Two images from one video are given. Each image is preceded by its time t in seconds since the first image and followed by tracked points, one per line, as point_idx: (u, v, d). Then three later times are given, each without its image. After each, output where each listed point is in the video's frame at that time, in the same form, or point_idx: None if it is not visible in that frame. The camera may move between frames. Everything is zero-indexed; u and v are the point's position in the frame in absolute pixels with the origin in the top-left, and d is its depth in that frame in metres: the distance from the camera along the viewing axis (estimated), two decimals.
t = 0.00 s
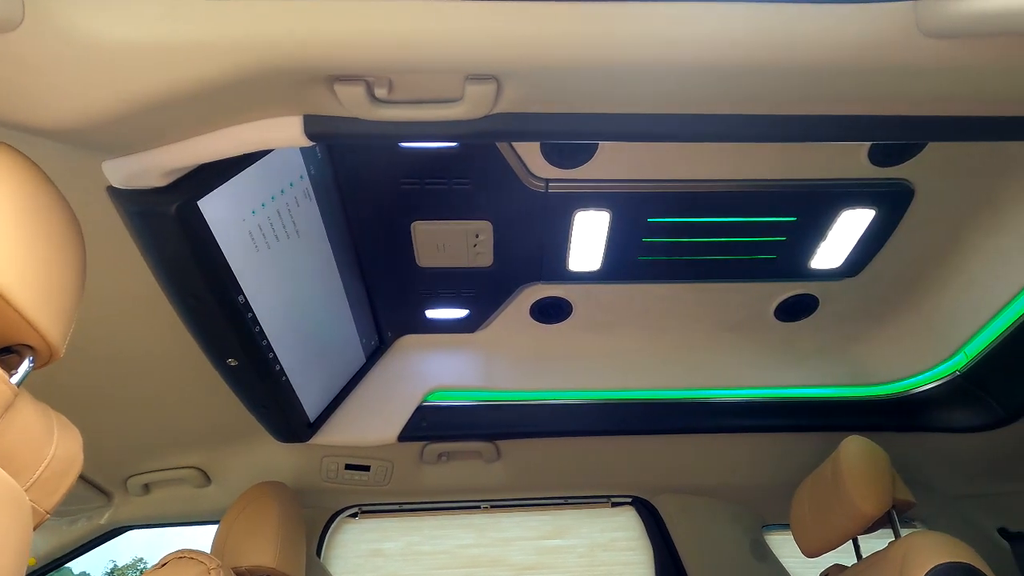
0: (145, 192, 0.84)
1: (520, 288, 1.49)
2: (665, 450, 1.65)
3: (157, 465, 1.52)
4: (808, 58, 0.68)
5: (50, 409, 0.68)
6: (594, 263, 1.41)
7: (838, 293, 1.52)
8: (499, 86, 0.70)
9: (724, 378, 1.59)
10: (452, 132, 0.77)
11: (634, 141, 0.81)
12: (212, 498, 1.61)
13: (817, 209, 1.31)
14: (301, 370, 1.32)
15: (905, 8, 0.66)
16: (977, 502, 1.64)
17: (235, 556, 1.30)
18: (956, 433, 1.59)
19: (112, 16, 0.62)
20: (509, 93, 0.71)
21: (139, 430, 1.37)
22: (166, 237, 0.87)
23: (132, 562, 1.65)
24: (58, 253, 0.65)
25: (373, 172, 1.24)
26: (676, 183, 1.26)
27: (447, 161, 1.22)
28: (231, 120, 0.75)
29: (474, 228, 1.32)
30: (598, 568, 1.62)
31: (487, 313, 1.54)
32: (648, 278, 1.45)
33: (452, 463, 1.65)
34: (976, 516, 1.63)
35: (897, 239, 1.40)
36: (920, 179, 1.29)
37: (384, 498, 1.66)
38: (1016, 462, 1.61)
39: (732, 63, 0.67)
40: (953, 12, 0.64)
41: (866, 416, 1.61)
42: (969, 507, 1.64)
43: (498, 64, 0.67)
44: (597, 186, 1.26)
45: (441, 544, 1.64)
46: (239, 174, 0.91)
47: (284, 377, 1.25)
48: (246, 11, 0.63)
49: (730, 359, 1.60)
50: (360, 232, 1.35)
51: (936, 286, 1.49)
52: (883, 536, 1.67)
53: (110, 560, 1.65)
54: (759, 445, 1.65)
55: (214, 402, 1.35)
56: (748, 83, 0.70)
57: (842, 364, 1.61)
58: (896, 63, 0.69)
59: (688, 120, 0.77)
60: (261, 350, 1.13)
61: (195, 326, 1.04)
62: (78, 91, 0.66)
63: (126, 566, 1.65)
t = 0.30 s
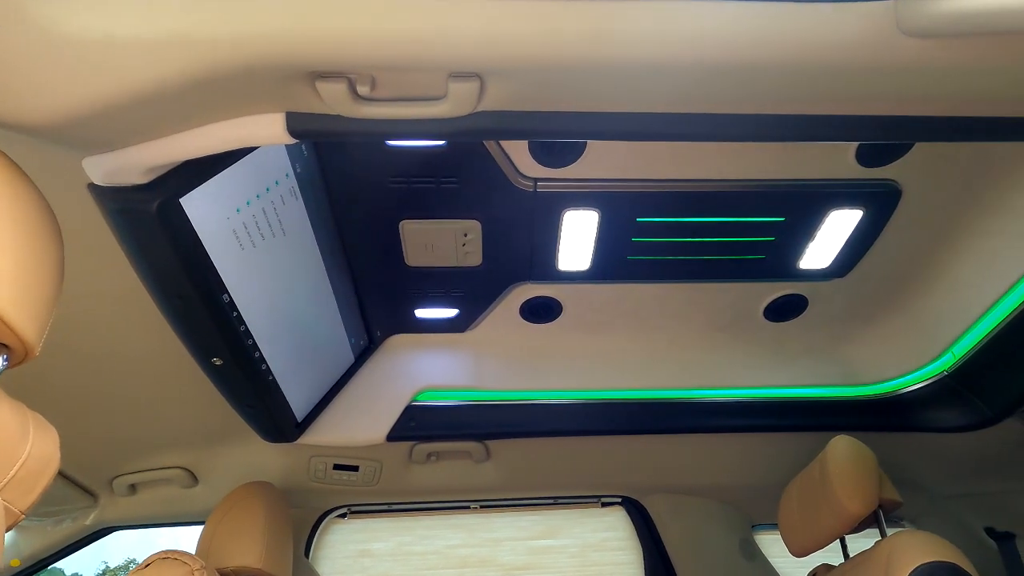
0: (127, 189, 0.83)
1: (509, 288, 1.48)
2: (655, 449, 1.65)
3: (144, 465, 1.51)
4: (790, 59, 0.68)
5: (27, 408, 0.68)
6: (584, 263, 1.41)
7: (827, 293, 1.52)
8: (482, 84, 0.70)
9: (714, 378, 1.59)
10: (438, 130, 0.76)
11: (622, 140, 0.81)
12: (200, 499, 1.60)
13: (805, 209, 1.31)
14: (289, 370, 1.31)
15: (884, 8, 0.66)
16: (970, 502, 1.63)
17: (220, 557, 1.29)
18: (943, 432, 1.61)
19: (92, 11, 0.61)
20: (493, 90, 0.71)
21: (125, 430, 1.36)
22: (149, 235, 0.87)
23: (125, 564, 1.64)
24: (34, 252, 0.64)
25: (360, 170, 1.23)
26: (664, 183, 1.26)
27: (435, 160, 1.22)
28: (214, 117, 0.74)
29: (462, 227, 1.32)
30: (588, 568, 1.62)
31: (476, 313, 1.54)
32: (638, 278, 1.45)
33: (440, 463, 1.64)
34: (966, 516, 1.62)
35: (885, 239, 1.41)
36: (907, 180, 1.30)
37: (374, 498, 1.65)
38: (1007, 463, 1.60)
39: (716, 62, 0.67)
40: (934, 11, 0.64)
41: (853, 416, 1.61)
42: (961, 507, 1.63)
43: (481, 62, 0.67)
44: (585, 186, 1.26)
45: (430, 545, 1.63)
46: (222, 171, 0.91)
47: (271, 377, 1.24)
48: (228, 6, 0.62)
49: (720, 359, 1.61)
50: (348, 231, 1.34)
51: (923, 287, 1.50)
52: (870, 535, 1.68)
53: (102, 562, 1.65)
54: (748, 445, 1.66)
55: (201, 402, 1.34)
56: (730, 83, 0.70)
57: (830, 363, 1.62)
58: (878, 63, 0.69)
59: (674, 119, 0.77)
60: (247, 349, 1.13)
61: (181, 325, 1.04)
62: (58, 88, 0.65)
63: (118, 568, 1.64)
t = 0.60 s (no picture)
0: (112, 188, 0.83)
1: (501, 288, 1.48)
2: (646, 449, 1.65)
3: (133, 466, 1.50)
4: (776, 61, 0.68)
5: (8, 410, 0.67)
6: (575, 263, 1.41)
7: (817, 293, 1.53)
8: (470, 83, 0.70)
9: (704, 379, 1.59)
10: (428, 129, 0.76)
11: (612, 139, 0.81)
12: (189, 500, 1.59)
13: (795, 211, 1.32)
14: (279, 370, 1.31)
15: (869, 10, 0.66)
16: (954, 504, 1.64)
17: (208, 558, 1.28)
18: (931, 433, 1.62)
19: (76, 9, 0.61)
20: (481, 90, 0.71)
21: (112, 431, 1.35)
22: (134, 234, 0.86)
23: (116, 565, 1.64)
24: (15, 252, 0.63)
25: (351, 169, 1.23)
26: (654, 183, 1.27)
27: (426, 159, 1.21)
28: (201, 115, 0.74)
29: (453, 226, 1.32)
30: (579, 569, 1.62)
31: (467, 313, 1.53)
32: (629, 278, 1.45)
33: (432, 463, 1.63)
34: (954, 517, 1.62)
35: (875, 240, 1.42)
36: (896, 181, 1.30)
37: (364, 499, 1.64)
38: (992, 465, 1.61)
39: (703, 62, 0.67)
40: (919, 13, 0.65)
41: (841, 415, 1.62)
42: (946, 509, 1.64)
43: (468, 61, 0.66)
44: (576, 186, 1.26)
45: (421, 545, 1.63)
46: (209, 171, 0.91)
47: (260, 377, 1.23)
48: (212, 4, 0.62)
49: (710, 360, 1.61)
50: (339, 231, 1.34)
51: (912, 288, 1.51)
52: (860, 536, 1.68)
53: (94, 563, 1.64)
54: (738, 445, 1.66)
55: (189, 402, 1.33)
56: (717, 84, 0.70)
57: (821, 364, 1.62)
58: (864, 65, 0.70)
59: (663, 118, 0.77)
60: (235, 349, 1.12)
61: (167, 325, 1.03)
62: (42, 85, 0.65)
63: (110, 569, 1.64)
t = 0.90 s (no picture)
0: (99, 190, 0.82)
1: (493, 290, 1.48)
2: (637, 451, 1.66)
3: (122, 467, 1.49)
4: (763, 66, 0.68)
5: None
6: (567, 265, 1.41)
7: (808, 296, 1.53)
8: (458, 86, 0.70)
9: (695, 381, 1.60)
10: (419, 132, 0.76)
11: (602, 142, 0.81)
12: (179, 501, 1.58)
13: (785, 214, 1.32)
14: (270, 372, 1.31)
15: (855, 17, 0.67)
16: (946, 505, 1.64)
17: (197, 559, 1.27)
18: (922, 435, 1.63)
19: (63, 9, 0.61)
20: (469, 93, 0.71)
21: (101, 433, 1.34)
22: (121, 236, 0.86)
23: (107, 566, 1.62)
24: None
25: (342, 172, 1.23)
26: (645, 186, 1.27)
27: (417, 161, 1.21)
28: (189, 116, 0.73)
29: (445, 228, 1.32)
30: (571, 570, 1.61)
31: (460, 315, 1.53)
32: (621, 280, 1.45)
33: (424, 466, 1.64)
34: (944, 517, 1.62)
35: (865, 243, 1.42)
36: (887, 184, 1.31)
37: (356, 500, 1.64)
38: (982, 468, 1.61)
39: (691, 66, 0.68)
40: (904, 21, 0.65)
41: (832, 417, 1.63)
42: (939, 510, 1.64)
43: (457, 64, 0.66)
44: (567, 189, 1.26)
45: (413, 547, 1.62)
46: (197, 172, 0.91)
47: (250, 379, 1.23)
48: (199, 6, 0.62)
49: (702, 362, 1.61)
50: (330, 232, 1.33)
51: (902, 291, 1.52)
52: (849, 536, 1.69)
53: (88, 564, 1.63)
54: (730, 446, 1.67)
55: (179, 403, 1.33)
56: (705, 88, 0.71)
57: (812, 366, 1.63)
58: (849, 70, 0.70)
59: (652, 122, 0.77)
60: (225, 350, 1.12)
61: (155, 326, 1.03)
62: (29, 85, 0.64)
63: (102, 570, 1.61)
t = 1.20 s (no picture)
0: (86, 191, 0.82)
1: (486, 292, 1.48)
2: (629, 452, 1.66)
3: (113, 469, 1.48)
4: (750, 69, 0.69)
5: None
6: (559, 267, 1.41)
7: (799, 298, 1.54)
8: (447, 88, 0.70)
9: (687, 382, 1.60)
10: (411, 133, 0.76)
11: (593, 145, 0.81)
12: (170, 503, 1.57)
13: (776, 216, 1.33)
14: (261, 373, 1.30)
15: (841, 21, 0.67)
16: (936, 505, 1.65)
17: (187, 561, 1.27)
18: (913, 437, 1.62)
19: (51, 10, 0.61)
20: (458, 95, 0.72)
21: (90, 434, 1.34)
22: (109, 237, 0.86)
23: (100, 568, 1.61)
24: None
25: (333, 172, 1.22)
26: (637, 188, 1.27)
27: (408, 162, 1.21)
28: (177, 117, 0.73)
29: (437, 229, 1.32)
30: (564, 571, 1.62)
31: (453, 316, 1.53)
32: (613, 282, 1.45)
33: (416, 466, 1.63)
34: (934, 519, 1.64)
35: (856, 245, 1.43)
36: (877, 186, 1.31)
37: (349, 502, 1.64)
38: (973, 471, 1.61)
39: (679, 68, 0.68)
40: (889, 26, 0.66)
41: (823, 418, 1.64)
42: (930, 511, 1.65)
43: (445, 65, 0.67)
44: (559, 190, 1.26)
45: (406, 549, 1.62)
46: (186, 173, 0.91)
47: (241, 380, 1.23)
48: (187, 7, 0.62)
49: (693, 363, 1.61)
50: (322, 233, 1.33)
51: (893, 292, 1.52)
52: (840, 537, 1.71)
53: (80, 565, 1.62)
54: (722, 448, 1.67)
55: (169, 405, 1.32)
56: (694, 90, 0.71)
57: (804, 367, 1.64)
58: (836, 74, 0.70)
59: (642, 124, 0.78)
60: (216, 352, 1.11)
61: (145, 328, 1.02)
62: (15, 85, 0.64)
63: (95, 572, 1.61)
